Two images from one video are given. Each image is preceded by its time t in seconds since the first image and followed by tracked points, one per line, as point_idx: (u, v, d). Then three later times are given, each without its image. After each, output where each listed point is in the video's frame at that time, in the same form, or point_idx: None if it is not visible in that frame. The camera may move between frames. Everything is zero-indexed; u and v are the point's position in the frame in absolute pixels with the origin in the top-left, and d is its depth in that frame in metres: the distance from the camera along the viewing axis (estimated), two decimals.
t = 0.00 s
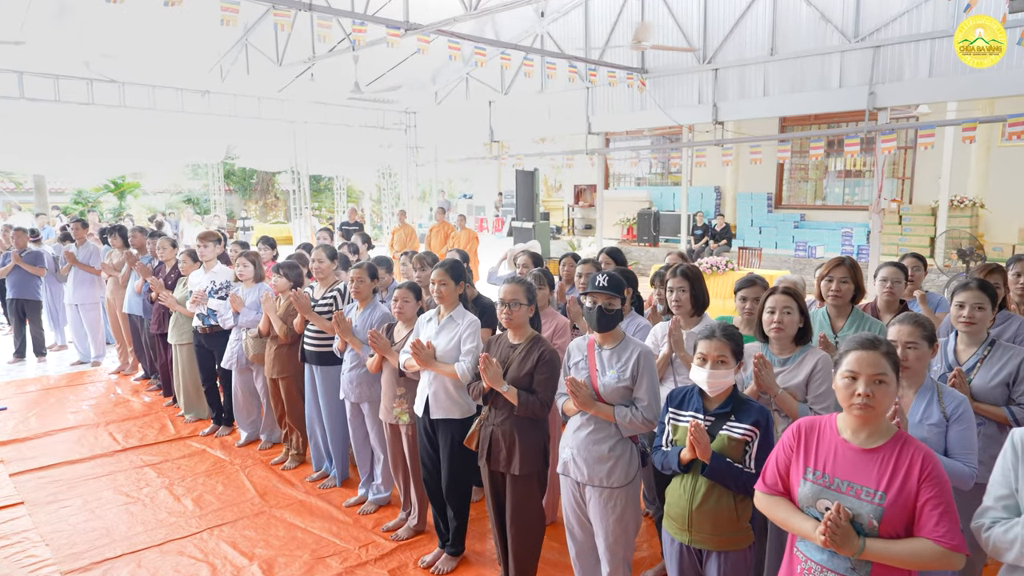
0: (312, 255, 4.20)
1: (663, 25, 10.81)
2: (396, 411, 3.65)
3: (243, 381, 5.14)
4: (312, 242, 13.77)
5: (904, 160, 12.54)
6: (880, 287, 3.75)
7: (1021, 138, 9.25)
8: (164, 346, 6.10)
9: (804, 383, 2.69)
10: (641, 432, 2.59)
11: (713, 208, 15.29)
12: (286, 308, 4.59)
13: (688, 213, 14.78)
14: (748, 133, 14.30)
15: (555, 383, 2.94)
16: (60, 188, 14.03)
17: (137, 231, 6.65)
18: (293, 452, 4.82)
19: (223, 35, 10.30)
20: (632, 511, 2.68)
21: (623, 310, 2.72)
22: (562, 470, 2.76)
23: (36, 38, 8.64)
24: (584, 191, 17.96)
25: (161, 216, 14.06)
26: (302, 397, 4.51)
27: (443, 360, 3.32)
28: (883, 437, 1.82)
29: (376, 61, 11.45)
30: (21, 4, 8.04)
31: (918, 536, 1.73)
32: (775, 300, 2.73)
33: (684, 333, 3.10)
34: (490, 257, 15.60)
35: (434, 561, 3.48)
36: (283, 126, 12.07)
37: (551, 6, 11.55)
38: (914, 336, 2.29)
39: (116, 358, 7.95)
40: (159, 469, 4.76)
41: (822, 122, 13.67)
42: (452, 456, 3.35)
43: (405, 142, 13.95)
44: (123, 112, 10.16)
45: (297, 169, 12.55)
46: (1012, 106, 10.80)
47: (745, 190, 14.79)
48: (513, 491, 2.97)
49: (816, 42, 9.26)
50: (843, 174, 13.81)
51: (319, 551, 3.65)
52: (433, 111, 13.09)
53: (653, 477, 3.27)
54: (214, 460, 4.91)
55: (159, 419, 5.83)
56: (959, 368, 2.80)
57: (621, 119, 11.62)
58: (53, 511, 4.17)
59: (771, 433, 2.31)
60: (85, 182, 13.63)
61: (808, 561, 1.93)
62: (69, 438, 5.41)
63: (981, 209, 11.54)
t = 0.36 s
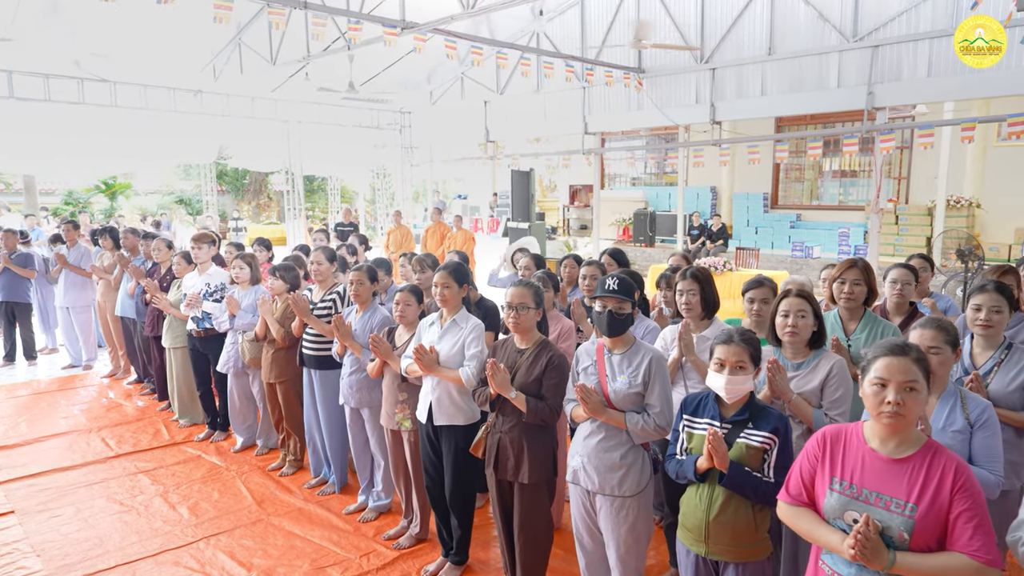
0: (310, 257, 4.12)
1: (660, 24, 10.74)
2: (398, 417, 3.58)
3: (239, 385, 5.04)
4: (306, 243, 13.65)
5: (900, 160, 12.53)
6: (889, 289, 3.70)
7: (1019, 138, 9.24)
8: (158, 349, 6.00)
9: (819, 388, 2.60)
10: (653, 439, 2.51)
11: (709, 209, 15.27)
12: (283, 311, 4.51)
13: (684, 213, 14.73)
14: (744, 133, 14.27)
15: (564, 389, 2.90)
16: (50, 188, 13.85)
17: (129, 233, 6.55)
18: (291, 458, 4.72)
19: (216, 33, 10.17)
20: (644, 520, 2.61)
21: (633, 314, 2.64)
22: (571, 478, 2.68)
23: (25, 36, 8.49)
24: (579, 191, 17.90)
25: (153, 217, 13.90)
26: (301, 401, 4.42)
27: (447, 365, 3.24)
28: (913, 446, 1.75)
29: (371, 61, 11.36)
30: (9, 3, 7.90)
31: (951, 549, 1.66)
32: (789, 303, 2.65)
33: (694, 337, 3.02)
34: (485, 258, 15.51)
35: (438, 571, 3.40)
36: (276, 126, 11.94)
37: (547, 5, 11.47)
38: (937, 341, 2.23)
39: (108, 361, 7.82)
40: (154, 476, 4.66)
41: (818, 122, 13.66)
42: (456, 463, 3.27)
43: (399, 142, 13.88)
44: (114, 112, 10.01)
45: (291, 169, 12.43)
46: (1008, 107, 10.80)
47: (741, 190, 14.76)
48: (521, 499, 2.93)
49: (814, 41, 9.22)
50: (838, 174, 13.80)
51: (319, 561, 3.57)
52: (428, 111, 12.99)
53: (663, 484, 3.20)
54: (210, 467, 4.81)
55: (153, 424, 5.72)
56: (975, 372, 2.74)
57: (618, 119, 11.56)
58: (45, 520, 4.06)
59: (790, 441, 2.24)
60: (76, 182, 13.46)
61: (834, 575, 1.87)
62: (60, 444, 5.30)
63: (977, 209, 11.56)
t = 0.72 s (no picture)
0: (309, 258, 4.02)
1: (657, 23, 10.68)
2: (400, 423, 3.48)
3: (235, 389, 4.93)
4: (299, 243, 13.51)
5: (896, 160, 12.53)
6: (901, 291, 3.64)
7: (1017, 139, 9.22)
8: (151, 351, 5.88)
9: (838, 394, 2.52)
10: (669, 447, 2.43)
11: (704, 209, 15.24)
12: (280, 314, 4.41)
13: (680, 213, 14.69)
14: (739, 133, 14.24)
15: (574, 395, 2.82)
16: (39, 188, 13.65)
17: (121, 233, 6.42)
18: (288, 463, 4.61)
19: (208, 30, 10.02)
20: (659, 531, 2.52)
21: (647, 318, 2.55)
22: (584, 487, 2.60)
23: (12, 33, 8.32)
24: (574, 191, 17.84)
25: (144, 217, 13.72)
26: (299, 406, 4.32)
27: (451, 369, 3.13)
28: (951, 457, 1.68)
29: (367, 59, 11.25)
30: None
31: (993, 565, 1.59)
32: (807, 306, 2.57)
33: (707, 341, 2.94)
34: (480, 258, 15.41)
35: None
36: (269, 124, 11.80)
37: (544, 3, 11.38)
38: (966, 346, 2.17)
39: (98, 363, 7.67)
40: (147, 483, 4.54)
41: (813, 122, 13.65)
42: (461, 471, 3.18)
43: (393, 141, 13.76)
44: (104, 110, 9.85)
45: (284, 169, 12.28)
46: (1004, 107, 10.81)
47: (737, 190, 14.73)
48: (531, 508, 2.85)
49: (812, 41, 9.18)
50: (834, 174, 13.79)
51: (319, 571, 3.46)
52: (423, 110, 12.89)
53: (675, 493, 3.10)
54: (205, 473, 4.69)
55: (145, 428, 5.60)
56: (996, 376, 2.66)
57: (614, 118, 11.49)
58: (35, 529, 3.94)
59: (814, 450, 2.16)
60: (65, 181, 13.27)
61: None
62: (50, 450, 5.17)
63: (973, 209, 11.48)
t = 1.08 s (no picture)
0: (311, 258, 3.93)
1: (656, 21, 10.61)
2: (404, 426, 3.39)
3: (233, 391, 4.84)
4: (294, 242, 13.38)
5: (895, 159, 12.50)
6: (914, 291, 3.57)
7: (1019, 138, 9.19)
8: (147, 353, 5.77)
9: (861, 397, 2.45)
10: (688, 453, 2.36)
11: (702, 208, 15.19)
12: (280, 315, 4.31)
13: (678, 213, 14.63)
14: (737, 132, 14.20)
15: (586, 399, 2.75)
16: (31, 186, 13.48)
17: (116, 232, 6.31)
18: (288, 467, 4.52)
19: (203, 26, 9.88)
20: (677, 538, 2.45)
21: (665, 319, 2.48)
22: (599, 494, 2.52)
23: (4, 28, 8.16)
24: (570, 190, 17.71)
25: (137, 216, 13.56)
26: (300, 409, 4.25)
27: (459, 372, 3.04)
28: (994, 465, 1.62)
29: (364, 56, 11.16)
30: None
31: None
32: (827, 307, 2.50)
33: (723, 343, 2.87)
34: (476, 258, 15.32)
35: None
36: (265, 123, 11.66)
37: None
38: (998, 348, 2.14)
39: (91, 365, 7.54)
40: (143, 488, 4.44)
41: (811, 121, 13.63)
42: (469, 477, 3.09)
43: (389, 140, 13.65)
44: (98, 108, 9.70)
45: (279, 167, 12.16)
46: (1003, 106, 10.81)
47: (734, 189, 14.68)
48: (543, 515, 2.77)
49: (814, 39, 9.13)
50: (831, 173, 13.77)
51: None
52: (419, 108, 12.79)
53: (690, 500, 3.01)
54: (203, 477, 4.59)
55: (141, 432, 5.49)
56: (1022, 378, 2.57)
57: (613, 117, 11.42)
58: (28, 537, 3.83)
59: (841, 455, 2.09)
60: (57, 179, 13.11)
61: None
62: (43, 454, 5.05)
63: (972, 208, 11.44)
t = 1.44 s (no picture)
0: (314, 258, 3.87)
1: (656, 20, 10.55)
2: (410, 431, 3.32)
3: (233, 395, 4.75)
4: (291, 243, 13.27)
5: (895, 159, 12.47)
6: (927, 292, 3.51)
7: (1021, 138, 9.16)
8: (144, 355, 5.68)
9: (884, 401, 2.39)
10: (707, 459, 2.30)
11: (701, 207, 15.13)
12: (281, 316, 4.23)
13: (677, 212, 14.57)
14: (736, 131, 14.15)
15: (600, 403, 2.67)
16: (24, 186, 13.34)
17: (113, 232, 6.22)
18: (289, 471, 4.44)
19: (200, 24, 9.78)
20: (696, 547, 2.37)
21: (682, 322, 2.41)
22: (614, 502, 2.45)
23: None
24: (568, 190, 17.61)
25: (132, 217, 13.43)
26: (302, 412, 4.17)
27: (467, 375, 2.96)
28: None
29: (362, 55, 11.08)
30: None
31: None
32: (849, 309, 2.43)
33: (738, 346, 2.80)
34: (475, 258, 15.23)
35: None
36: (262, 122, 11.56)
37: None
38: None
39: (87, 368, 7.43)
40: (142, 493, 4.35)
41: (810, 121, 13.60)
42: (478, 482, 3.02)
43: (386, 139, 13.56)
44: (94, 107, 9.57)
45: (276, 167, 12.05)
46: (1003, 105, 10.78)
47: (733, 189, 14.64)
48: (555, 522, 2.70)
49: (815, 37, 9.08)
50: (831, 172, 13.73)
51: None
52: (417, 107, 12.71)
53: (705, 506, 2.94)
54: (202, 482, 4.50)
55: (138, 436, 5.39)
56: None
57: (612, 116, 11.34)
58: (24, 544, 3.74)
59: (869, 463, 2.02)
60: (51, 179, 12.97)
61: None
62: (39, 459, 4.96)
63: (972, 207, 11.41)
